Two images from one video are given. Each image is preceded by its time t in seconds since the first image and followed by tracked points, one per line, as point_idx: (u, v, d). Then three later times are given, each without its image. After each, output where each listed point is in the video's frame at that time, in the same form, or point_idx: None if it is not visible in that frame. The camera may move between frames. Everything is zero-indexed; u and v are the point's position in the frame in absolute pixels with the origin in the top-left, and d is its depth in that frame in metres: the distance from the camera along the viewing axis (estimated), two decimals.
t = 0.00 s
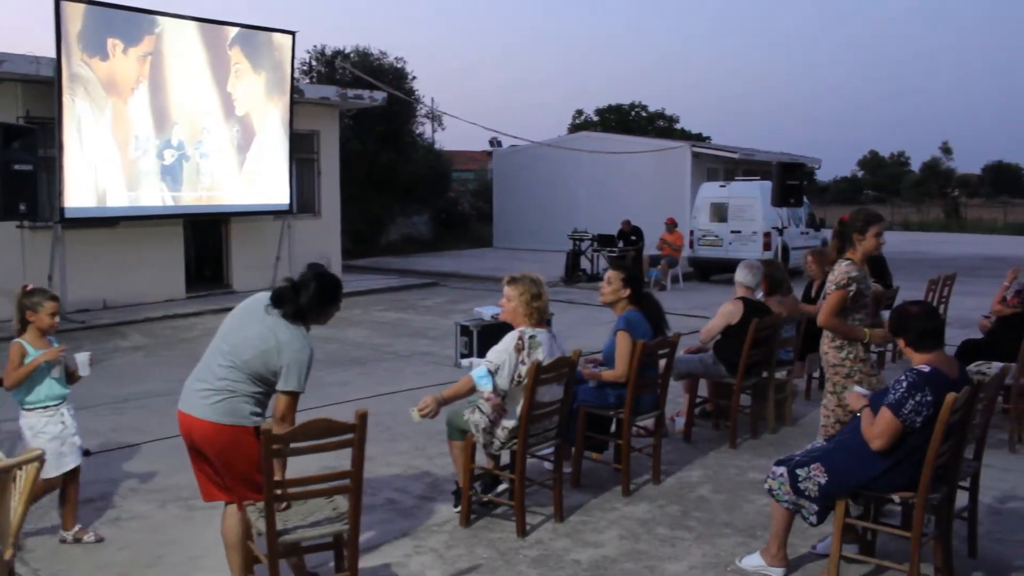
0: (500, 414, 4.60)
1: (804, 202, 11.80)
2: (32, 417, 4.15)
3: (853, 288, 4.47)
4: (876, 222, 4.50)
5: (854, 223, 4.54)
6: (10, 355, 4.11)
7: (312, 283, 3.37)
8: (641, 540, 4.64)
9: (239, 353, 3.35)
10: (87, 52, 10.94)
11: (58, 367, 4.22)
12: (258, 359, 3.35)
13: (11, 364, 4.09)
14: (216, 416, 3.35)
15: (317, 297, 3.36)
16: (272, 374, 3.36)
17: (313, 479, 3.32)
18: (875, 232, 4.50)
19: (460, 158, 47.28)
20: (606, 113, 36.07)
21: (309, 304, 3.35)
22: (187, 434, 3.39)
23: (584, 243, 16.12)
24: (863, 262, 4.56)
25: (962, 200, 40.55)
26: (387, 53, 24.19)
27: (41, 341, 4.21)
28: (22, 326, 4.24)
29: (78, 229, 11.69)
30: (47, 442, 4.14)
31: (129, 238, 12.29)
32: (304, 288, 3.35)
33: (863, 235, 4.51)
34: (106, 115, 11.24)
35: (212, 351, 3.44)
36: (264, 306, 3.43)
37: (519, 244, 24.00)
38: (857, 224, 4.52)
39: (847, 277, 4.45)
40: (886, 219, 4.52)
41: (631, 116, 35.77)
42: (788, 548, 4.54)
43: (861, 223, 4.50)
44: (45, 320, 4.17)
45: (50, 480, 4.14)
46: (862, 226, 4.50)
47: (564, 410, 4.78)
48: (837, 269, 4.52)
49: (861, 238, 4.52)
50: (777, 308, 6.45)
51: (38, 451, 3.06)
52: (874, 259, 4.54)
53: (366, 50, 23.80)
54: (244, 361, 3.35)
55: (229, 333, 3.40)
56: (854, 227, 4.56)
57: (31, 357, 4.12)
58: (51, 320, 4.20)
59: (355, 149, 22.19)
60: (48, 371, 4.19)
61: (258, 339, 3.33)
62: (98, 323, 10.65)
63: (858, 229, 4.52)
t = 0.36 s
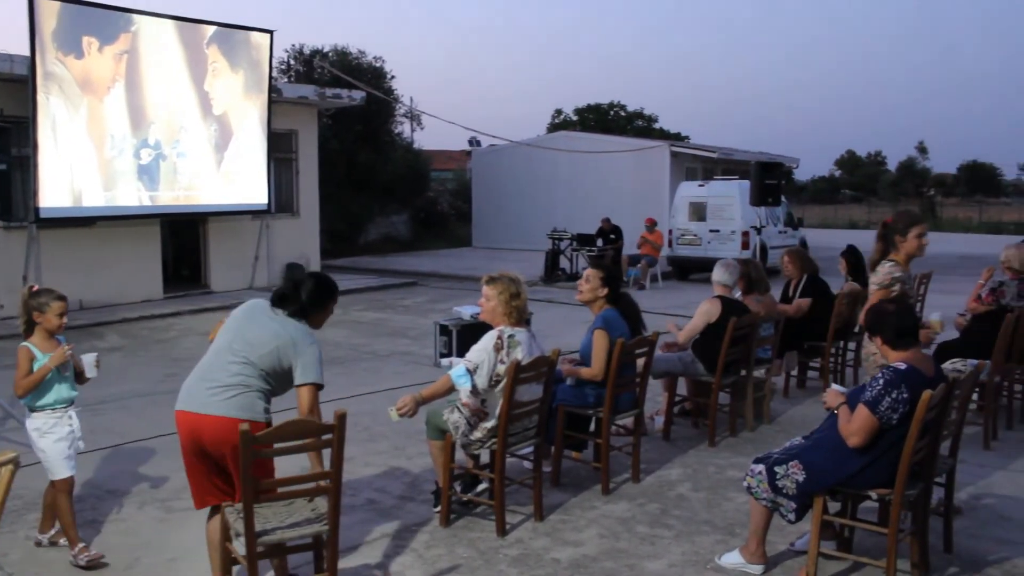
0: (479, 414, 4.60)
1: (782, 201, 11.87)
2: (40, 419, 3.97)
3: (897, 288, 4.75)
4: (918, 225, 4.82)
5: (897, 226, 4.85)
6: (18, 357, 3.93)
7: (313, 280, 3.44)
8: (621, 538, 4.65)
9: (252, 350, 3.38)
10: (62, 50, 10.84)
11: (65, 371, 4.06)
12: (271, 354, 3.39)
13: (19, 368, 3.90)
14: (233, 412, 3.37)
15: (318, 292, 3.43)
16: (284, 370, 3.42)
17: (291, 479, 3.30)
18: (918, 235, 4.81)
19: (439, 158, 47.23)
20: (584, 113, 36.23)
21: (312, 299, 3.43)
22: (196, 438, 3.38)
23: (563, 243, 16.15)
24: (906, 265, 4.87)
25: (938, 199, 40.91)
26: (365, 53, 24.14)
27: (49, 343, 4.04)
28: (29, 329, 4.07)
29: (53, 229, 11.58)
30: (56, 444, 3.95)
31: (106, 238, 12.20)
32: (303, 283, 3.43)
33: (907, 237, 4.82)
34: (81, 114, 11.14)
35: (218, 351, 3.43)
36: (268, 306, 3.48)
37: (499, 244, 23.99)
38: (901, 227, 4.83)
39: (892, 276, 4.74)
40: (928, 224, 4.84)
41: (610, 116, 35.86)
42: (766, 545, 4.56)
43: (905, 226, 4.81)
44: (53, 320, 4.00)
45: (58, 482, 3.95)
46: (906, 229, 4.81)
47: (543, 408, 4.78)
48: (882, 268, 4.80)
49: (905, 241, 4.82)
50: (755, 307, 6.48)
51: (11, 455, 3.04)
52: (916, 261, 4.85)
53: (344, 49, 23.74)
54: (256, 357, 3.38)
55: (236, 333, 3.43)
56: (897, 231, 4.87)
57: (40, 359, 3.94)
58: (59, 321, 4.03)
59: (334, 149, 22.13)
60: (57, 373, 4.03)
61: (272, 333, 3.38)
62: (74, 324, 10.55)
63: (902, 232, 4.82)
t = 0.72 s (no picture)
0: (465, 415, 4.61)
1: (769, 200, 11.90)
2: (46, 426, 3.94)
3: (951, 284, 4.57)
4: (964, 218, 4.64)
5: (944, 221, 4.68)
6: (24, 362, 3.89)
7: (302, 287, 3.61)
8: (608, 537, 4.66)
9: (267, 350, 3.44)
10: (46, 48, 10.77)
11: (73, 374, 4.02)
12: (284, 353, 3.47)
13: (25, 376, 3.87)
14: (257, 410, 3.39)
15: (306, 298, 3.61)
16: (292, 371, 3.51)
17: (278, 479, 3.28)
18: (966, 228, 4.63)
19: (426, 157, 47.19)
20: (571, 111, 36.23)
21: (303, 305, 3.60)
22: (211, 442, 3.38)
23: (550, 242, 16.16)
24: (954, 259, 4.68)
25: (923, 198, 41.10)
26: (352, 52, 24.09)
27: (54, 346, 4.00)
28: (31, 333, 4.01)
29: (38, 229, 11.50)
30: (61, 453, 3.92)
31: (91, 238, 12.14)
32: (291, 292, 3.60)
33: (955, 232, 4.64)
34: (65, 112, 11.07)
35: (229, 355, 3.43)
36: (264, 313, 3.56)
37: (486, 243, 23.99)
38: (948, 221, 4.66)
39: (943, 273, 4.55)
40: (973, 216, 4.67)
41: (597, 114, 35.91)
42: (754, 542, 4.58)
43: (953, 221, 4.64)
44: (56, 322, 3.95)
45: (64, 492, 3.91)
46: (954, 223, 4.64)
47: (531, 408, 4.77)
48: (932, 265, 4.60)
49: (953, 235, 4.65)
50: (742, 305, 6.52)
51: None
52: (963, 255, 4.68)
53: (331, 48, 23.69)
54: (271, 356, 3.44)
55: (243, 337, 3.47)
56: (943, 224, 4.68)
57: (45, 365, 3.90)
58: (62, 322, 3.98)
59: (320, 149, 22.09)
60: (65, 377, 3.99)
61: (283, 333, 3.48)
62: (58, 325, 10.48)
63: (950, 226, 4.65)
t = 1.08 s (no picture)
0: (453, 416, 4.61)
1: (757, 199, 11.93)
2: (48, 433, 3.82)
3: (1000, 286, 4.64)
4: (1012, 219, 4.67)
5: (990, 223, 4.73)
6: (27, 369, 3.79)
7: (270, 288, 3.62)
8: (597, 536, 4.67)
9: (261, 351, 3.46)
10: (32, 48, 10.71)
11: (77, 380, 3.92)
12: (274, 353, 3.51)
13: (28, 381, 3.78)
14: (264, 413, 3.41)
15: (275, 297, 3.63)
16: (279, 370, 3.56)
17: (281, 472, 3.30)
18: (1015, 230, 4.66)
19: (415, 156, 47.16)
20: (559, 111, 36.26)
21: (274, 304, 3.62)
22: (220, 448, 3.35)
23: (539, 242, 16.17)
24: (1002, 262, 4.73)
25: (911, 197, 41.27)
26: (340, 51, 24.05)
27: (56, 350, 3.90)
28: (32, 338, 3.90)
29: (24, 229, 11.43)
30: (65, 459, 3.81)
31: (78, 239, 12.09)
32: (260, 292, 3.62)
33: (1003, 234, 4.68)
34: (51, 111, 11.01)
35: (225, 362, 3.43)
36: (242, 316, 3.57)
37: (475, 243, 23.98)
38: (995, 224, 4.71)
39: (989, 275, 4.62)
40: None
41: (585, 114, 35.94)
42: (742, 541, 4.59)
43: (1000, 222, 4.68)
44: (58, 326, 3.86)
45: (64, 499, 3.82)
46: (1001, 225, 4.68)
47: (519, 407, 4.78)
48: (979, 268, 4.68)
49: (1000, 237, 4.69)
50: (730, 305, 6.54)
51: None
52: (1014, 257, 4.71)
53: (319, 48, 23.64)
54: (265, 358, 3.47)
55: (233, 341, 3.46)
56: (989, 227, 4.75)
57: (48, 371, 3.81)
58: (65, 327, 3.89)
59: (309, 149, 22.04)
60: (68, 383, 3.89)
61: (270, 333, 3.52)
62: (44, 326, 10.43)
63: (997, 229, 4.69)
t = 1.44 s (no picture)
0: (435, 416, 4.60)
1: (740, 199, 11.97)
2: (49, 436, 3.76)
3: None
4: None
5: None
6: (27, 372, 3.71)
7: (234, 290, 3.60)
8: (580, 536, 4.67)
9: (245, 357, 3.48)
10: (11, 46, 10.62)
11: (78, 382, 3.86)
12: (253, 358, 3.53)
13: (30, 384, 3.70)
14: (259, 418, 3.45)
15: (239, 297, 3.61)
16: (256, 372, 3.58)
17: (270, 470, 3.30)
18: None
19: (398, 156, 47.06)
20: (543, 111, 36.28)
21: (239, 305, 3.60)
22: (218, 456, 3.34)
23: (522, 242, 16.17)
24: None
25: (892, 197, 41.55)
26: (323, 51, 23.97)
27: (54, 353, 3.83)
28: (28, 340, 3.84)
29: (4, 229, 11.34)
30: (64, 464, 3.76)
31: (59, 239, 12.01)
32: (223, 295, 3.59)
33: None
34: (30, 110, 10.92)
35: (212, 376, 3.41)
36: (214, 323, 3.53)
37: (459, 243, 23.97)
38: None
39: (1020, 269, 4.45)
40: None
41: (568, 114, 35.98)
42: (725, 540, 4.61)
43: None
44: (53, 330, 3.78)
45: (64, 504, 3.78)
46: None
47: (503, 407, 4.79)
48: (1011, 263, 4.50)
49: None
50: (713, 305, 6.56)
51: None
52: None
53: (301, 47, 23.55)
54: (247, 364, 3.48)
55: (216, 353, 3.45)
56: None
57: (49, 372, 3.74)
58: (60, 330, 3.80)
59: (292, 148, 21.96)
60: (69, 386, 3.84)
61: (247, 338, 3.52)
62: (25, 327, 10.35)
63: None
